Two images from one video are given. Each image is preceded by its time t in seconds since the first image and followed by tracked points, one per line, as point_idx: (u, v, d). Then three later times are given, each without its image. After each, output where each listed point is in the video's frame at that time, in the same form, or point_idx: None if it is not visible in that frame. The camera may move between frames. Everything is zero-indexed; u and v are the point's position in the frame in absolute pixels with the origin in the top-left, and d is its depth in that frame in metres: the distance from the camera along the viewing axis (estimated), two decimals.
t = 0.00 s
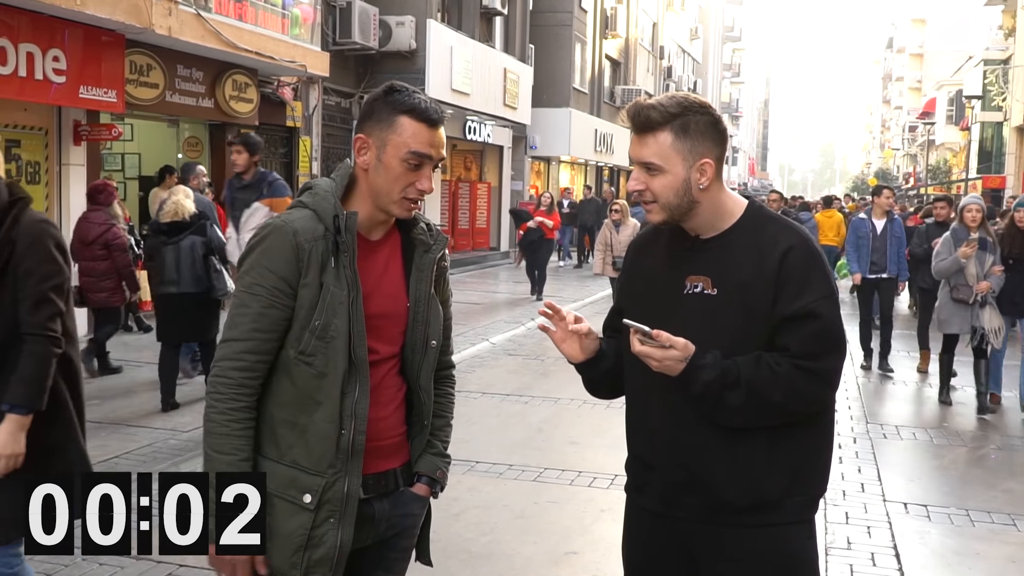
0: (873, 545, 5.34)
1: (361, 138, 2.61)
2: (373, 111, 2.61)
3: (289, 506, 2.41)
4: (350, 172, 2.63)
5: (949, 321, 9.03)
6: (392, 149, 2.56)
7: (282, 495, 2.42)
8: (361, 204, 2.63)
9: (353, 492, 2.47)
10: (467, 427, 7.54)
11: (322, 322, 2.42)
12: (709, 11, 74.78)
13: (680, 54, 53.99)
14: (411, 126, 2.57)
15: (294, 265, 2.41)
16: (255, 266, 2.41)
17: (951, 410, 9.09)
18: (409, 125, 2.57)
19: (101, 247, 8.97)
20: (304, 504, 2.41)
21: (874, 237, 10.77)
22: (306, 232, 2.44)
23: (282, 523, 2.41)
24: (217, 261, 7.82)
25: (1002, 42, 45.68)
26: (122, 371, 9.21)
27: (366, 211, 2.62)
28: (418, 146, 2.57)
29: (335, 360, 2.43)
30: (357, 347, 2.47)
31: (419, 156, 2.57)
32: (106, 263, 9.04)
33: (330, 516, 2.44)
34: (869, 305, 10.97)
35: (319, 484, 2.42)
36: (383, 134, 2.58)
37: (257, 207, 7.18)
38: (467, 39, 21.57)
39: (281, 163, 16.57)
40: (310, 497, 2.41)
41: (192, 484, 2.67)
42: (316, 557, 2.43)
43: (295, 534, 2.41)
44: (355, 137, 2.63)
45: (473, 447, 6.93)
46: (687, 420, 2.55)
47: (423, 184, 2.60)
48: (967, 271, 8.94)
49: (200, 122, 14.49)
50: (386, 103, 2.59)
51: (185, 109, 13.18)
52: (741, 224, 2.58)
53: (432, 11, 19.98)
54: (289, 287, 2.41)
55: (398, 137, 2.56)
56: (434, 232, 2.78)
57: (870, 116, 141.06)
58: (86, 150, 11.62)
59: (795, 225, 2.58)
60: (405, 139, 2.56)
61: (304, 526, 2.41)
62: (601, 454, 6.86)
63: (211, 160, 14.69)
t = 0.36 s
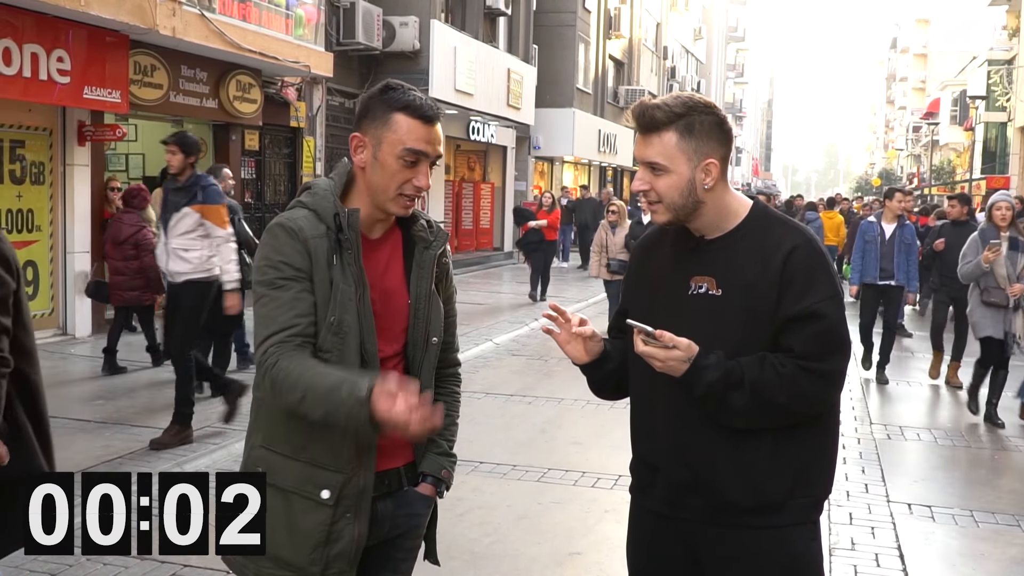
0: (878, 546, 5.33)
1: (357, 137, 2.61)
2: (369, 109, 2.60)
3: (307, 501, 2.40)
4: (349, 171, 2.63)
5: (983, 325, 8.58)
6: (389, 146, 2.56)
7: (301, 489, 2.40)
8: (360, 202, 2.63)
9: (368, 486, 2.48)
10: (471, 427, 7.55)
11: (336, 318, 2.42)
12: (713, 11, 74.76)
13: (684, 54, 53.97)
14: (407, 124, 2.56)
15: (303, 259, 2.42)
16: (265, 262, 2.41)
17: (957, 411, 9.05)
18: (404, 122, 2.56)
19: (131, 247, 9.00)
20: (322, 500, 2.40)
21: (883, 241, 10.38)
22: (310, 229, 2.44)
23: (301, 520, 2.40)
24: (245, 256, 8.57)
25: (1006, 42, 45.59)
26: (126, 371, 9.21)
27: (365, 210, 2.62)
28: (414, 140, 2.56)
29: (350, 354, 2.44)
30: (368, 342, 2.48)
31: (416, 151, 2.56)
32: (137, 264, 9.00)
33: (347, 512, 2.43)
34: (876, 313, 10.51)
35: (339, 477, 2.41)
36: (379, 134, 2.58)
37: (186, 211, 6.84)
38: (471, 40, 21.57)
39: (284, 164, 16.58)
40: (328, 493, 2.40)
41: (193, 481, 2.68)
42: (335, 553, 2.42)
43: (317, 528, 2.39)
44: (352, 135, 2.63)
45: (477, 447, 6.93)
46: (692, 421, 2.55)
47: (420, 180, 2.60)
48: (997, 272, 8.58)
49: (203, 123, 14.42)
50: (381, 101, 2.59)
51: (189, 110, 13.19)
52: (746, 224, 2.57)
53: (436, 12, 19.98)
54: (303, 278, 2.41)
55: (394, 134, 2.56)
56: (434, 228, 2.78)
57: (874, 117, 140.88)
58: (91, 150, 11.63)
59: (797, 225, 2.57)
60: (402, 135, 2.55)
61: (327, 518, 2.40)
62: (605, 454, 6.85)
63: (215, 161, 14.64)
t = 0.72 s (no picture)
0: (881, 547, 5.32)
1: (380, 140, 2.60)
2: (394, 114, 2.60)
3: (327, 503, 2.39)
4: (365, 172, 2.61)
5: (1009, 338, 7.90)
6: (411, 152, 2.56)
7: (324, 492, 2.40)
8: (371, 203, 2.62)
9: (386, 487, 2.48)
10: (475, 427, 7.55)
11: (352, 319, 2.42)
12: (717, 10, 74.65)
13: (687, 54, 53.95)
14: (431, 131, 2.57)
15: (316, 259, 2.42)
16: (277, 262, 2.42)
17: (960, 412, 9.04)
18: (429, 130, 2.57)
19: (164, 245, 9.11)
20: (343, 502, 2.40)
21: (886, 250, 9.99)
22: (327, 228, 2.44)
23: (320, 522, 2.39)
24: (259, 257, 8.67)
25: (1011, 42, 45.47)
26: (129, 370, 9.22)
27: (380, 213, 2.61)
28: (438, 149, 2.57)
29: (367, 355, 2.44)
30: (385, 343, 2.49)
31: (438, 159, 2.57)
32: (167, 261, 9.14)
33: (367, 512, 2.44)
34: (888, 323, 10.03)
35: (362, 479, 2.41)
36: (403, 139, 2.57)
37: (102, 206, 6.41)
38: (474, 40, 21.57)
39: (288, 164, 16.59)
40: (349, 495, 2.40)
41: (192, 482, 2.68)
42: (356, 555, 2.42)
43: (341, 530, 2.40)
44: (373, 138, 2.62)
45: (480, 447, 6.93)
46: (698, 423, 2.54)
47: (439, 189, 2.60)
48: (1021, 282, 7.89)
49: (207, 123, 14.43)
50: (408, 106, 2.59)
51: (192, 110, 13.21)
52: (751, 225, 2.57)
53: (439, 12, 19.99)
54: (316, 277, 2.42)
55: (417, 141, 2.56)
56: (441, 232, 2.79)
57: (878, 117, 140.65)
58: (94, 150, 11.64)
59: (801, 226, 2.57)
60: (425, 142, 2.56)
61: (351, 519, 2.41)
62: (610, 454, 6.85)
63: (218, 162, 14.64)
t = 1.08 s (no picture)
0: (885, 547, 5.33)
1: (386, 146, 2.61)
2: (402, 120, 2.61)
3: (316, 505, 2.39)
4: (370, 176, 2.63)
5: None
6: (417, 158, 2.56)
7: (309, 495, 2.40)
8: (377, 207, 2.64)
9: (377, 491, 2.47)
10: (479, 427, 7.56)
11: (345, 323, 2.42)
12: (720, 11, 74.56)
13: (690, 55, 53.93)
14: (437, 140, 2.57)
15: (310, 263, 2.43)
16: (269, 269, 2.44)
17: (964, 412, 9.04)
18: (435, 139, 2.56)
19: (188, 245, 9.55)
20: (329, 504, 2.39)
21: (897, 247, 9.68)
22: (324, 231, 2.46)
23: (308, 522, 2.39)
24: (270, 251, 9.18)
25: (1015, 42, 45.39)
26: (133, 371, 9.24)
27: (385, 217, 2.63)
28: (443, 156, 2.56)
29: (360, 358, 2.44)
30: (379, 346, 2.48)
31: (443, 167, 2.57)
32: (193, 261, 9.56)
33: (355, 515, 2.43)
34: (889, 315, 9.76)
35: (345, 482, 2.40)
36: (409, 145, 2.58)
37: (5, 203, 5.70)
38: (478, 40, 21.57)
39: (292, 164, 16.62)
40: (335, 497, 2.39)
41: (192, 481, 2.70)
42: (343, 558, 2.41)
43: (325, 533, 2.39)
44: (380, 144, 2.64)
45: (484, 447, 6.95)
46: (700, 423, 2.55)
47: (444, 198, 2.61)
48: None
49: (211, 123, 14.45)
50: (416, 111, 2.60)
51: (197, 110, 13.23)
52: (756, 227, 2.57)
53: (443, 12, 20.00)
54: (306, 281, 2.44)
55: (423, 150, 2.56)
56: (452, 235, 2.79)
57: (882, 117, 140.42)
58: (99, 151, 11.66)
59: (807, 227, 2.57)
60: (431, 149, 2.56)
61: (334, 523, 2.39)
62: (614, 455, 6.86)
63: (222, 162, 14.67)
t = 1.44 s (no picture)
0: (888, 547, 5.32)
1: (379, 142, 2.61)
2: (393, 116, 2.61)
3: (313, 502, 2.40)
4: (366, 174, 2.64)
5: None
6: (410, 153, 2.57)
7: (307, 493, 2.41)
8: (375, 204, 2.65)
9: (375, 489, 2.47)
10: (483, 427, 7.57)
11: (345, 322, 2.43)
12: (723, 11, 74.54)
13: (694, 55, 53.97)
14: (430, 134, 2.58)
15: (310, 261, 2.45)
16: (271, 263, 2.46)
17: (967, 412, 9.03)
18: (428, 133, 2.58)
19: (212, 242, 9.69)
20: (327, 502, 2.40)
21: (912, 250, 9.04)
22: (322, 230, 2.47)
23: (307, 520, 2.40)
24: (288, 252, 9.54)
25: (1019, 42, 45.31)
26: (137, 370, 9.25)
27: (381, 214, 2.63)
28: (436, 151, 2.57)
29: (360, 357, 2.44)
30: (378, 345, 2.49)
31: (437, 161, 2.57)
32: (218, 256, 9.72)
33: (352, 513, 2.43)
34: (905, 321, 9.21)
35: (343, 481, 2.41)
36: (401, 141, 2.58)
37: None
38: (481, 41, 21.57)
39: (295, 164, 16.64)
40: (333, 495, 2.40)
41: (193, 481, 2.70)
42: (340, 556, 2.41)
43: (321, 531, 2.39)
44: (374, 141, 2.64)
45: (488, 447, 6.96)
46: (701, 421, 2.55)
47: (440, 192, 2.60)
48: None
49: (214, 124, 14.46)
50: (408, 108, 2.61)
51: (200, 110, 13.25)
52: (757, 227, 2.57)
53: (446, 13, 20.02)
54: (308, 278, 2.45)
55: (416, 144, 2.57)
56: (451, 233, 2.80)
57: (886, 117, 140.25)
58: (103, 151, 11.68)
59: (808, 227, 2.57)
60: (423, 144, 2.57)
61: (331, 522, 2.40)
62: (618, 454, 6.86)
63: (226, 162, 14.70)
